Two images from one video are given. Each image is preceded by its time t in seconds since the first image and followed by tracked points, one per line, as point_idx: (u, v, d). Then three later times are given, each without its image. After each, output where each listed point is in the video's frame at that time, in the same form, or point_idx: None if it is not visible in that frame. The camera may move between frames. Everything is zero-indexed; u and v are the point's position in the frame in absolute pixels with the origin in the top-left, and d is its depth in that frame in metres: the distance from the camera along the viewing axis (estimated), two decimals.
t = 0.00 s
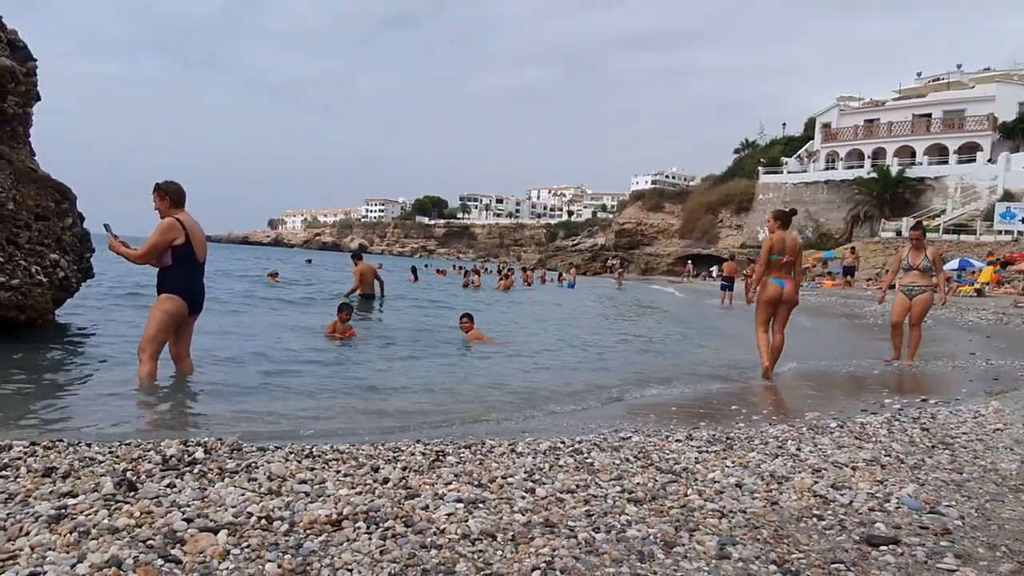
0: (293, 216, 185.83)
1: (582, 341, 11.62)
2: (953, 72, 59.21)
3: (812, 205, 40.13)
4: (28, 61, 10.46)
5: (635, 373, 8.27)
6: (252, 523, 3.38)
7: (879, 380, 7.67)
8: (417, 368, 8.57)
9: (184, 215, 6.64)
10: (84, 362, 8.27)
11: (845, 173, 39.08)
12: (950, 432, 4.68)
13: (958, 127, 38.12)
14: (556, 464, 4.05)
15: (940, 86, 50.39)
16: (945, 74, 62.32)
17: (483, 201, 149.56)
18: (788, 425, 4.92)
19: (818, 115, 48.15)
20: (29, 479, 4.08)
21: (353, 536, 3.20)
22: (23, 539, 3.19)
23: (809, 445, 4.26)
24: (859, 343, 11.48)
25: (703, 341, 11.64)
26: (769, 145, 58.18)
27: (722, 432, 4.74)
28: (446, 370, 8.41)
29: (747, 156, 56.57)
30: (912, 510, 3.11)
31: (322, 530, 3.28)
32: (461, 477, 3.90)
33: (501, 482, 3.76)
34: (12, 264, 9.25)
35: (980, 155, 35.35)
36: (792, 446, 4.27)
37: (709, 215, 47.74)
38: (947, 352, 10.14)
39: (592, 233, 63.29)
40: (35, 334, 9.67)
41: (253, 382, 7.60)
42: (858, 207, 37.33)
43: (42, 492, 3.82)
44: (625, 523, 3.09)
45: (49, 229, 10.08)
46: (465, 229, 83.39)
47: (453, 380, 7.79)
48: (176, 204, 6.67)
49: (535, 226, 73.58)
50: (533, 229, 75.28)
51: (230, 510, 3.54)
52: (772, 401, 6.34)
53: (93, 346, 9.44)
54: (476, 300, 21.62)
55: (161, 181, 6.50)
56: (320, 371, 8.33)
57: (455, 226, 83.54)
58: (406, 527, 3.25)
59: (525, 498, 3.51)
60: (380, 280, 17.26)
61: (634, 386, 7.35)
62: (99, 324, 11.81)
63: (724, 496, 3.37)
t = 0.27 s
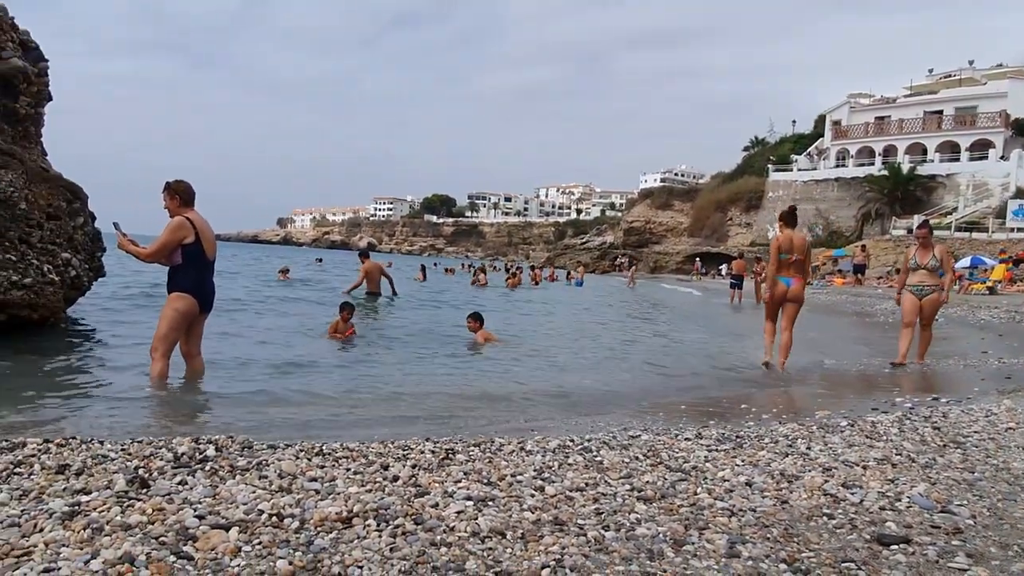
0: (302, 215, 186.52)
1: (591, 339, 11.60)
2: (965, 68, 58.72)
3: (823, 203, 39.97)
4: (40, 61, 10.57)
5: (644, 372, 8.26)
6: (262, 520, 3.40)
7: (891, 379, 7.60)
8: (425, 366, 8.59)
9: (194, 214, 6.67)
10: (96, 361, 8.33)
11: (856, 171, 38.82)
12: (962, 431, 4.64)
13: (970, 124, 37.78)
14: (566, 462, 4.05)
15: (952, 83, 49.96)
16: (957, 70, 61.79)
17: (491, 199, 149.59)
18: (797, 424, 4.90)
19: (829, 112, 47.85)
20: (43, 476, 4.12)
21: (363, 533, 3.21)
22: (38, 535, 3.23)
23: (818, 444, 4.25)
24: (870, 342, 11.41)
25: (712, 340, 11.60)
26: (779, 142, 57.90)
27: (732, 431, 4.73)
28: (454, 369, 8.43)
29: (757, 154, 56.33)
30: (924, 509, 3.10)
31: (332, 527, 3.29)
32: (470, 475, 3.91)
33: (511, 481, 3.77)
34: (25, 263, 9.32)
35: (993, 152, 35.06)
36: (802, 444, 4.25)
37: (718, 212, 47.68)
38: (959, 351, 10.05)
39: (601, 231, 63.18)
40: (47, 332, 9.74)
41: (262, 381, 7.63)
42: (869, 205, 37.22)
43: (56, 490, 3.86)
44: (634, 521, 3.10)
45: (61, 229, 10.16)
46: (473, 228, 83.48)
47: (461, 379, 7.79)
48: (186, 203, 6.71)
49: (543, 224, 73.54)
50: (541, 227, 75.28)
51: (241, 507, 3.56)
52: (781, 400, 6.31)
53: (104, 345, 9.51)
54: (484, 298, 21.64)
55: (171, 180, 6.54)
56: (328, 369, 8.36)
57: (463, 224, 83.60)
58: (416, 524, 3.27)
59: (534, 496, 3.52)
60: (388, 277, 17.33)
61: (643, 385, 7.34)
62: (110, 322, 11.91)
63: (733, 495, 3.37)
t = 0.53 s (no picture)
0: (311, 214, 187.22)
1: (600, 338, 11.60)
2: (978, 65, 58.21)
3: (833, 200, 39.74)
4: (52, 61, 10.66)
5: (653, 371, 8.24)
6: (273, 517, 3.42)
7: (903, 378, 7.55)
8: (434, 365, 8.60)
9: (203, 213, 6.72)
10: (108, 359, 8.40)
11: (867, 169, 38.57)
12: (975, 430, 4.61)
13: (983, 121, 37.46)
14: (576, 461, 4.05)
15: (965, 79, 49.53)
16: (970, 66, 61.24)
17: (500, 198, 149.57)
18: (807, 423, 4.89)
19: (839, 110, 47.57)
20: (57, 473, 4.16)
21: (374, 531, 3.23)
22: (52, 531, 3.26)
23: (829, 443, 4.23)
24: (881, 341, 11.34)
25: (722, 338, 11.57)
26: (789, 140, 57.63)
27: (741, 430, 4.73)
28: (463, 367, 8.45)
29: (767, 152, 56.09)
30: (936, 509, 3.08)
31: (342, 525, 3.31)
32: (480, 473, 3.92)
33: (521, 479, 3.77)
34: (37, 262, 9.38)
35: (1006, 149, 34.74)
36: (813, 443, 4.23)
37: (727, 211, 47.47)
38: (971, 350, 9.98)
39: (609, 230, 63.04)
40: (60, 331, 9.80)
41: (272, 379, 7.67)
42: (880, 203, 37.03)
43: (70, 486, 3.89)
44: (644, 520, 3.09)
45: (73, 228, 10.23)
46: (482, 227, 83.54)
47: (470, 377, 7.80)
48: (196, 202, 6.75)
49: (552, 223, 73.50)
50: (550, 226, 75.25)
51: (253, 504, 3.58)
52: (791, 399, 6.29)
53: (116, 343, 9.59)
54: (493, 296, 21.64)
55: (181, 179, 6.58)
56: (337, 368, 8.39)
57: (472, 223, 83.61)
58: (426, 522, 3.28)
59: (544, 495, 3.52)
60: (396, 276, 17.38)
61: (652, 383, 7.33)
62: (122, 321, 12.00)
63: (744, 494, 3.36)
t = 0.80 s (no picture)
0: (320, 212, 187.92)
1: (611, 336, 11.57)
2: (992, 60, 57.60)
3: (845, 197, 39.56)
4: (64, 61, 10.75)
5: (664, 369, 8.22)
6: (286, 515, 3.44)
7: (916, 377, 7.49)
8: (444, 363, 8.61)
9: (214, 212, 6.75)
10: (122, 357, 8.47)
11: (879, 166, 38.31)
12: (989, 429, 4.58)
13: (997, 117, 37.09)
14: (587, 459, 4.05)
15: (979, 75, 49.02)
16: (984, 62, 60.58)
17: (509, 196, 149.58)
18: (820, 421, 4.87)
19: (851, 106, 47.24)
20: (72, 469, 4.19)
21: (385, 528, 3.24)
22: (67, 528, 3.29)
23: (842, 442, 4.21)
24: (894, 339, 11.27)
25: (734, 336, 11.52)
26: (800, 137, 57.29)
27: (753, 428, 4.72)
28: (473, 366, 8.45)
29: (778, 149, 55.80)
30: (951, 508, 3.06)
31: (354, 522, 3.33)
32: (491, 471, 3.93)
33: (532, 477, 3.78)
34: (50, 260, 9.45)
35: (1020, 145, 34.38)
36: (826, 442, 4.21)
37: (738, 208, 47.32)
38: (985, 348, 9.89)
39: (619, 228, 62.91)
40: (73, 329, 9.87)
41: (283, 377, 7.72)
42: (892, 200, 36.77)
43: (84, 483, 3.93)
44: (656, 518, 3.09)
45: (85, 227, 10.31)
46: (491, 225, 83.57)
47: (481, 375, 7.81)
48: (207, 201, 6.79)
49: (562, 221, 73.53)
50: (559, 224, 75.23)
51: (265, 501, 3.61)
52: (802, 398, 6.26)
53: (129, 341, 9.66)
54: (503, 295, 21.65)
55: (192, 178, 6.61)
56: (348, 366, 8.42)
57: (482, 221, 83.68)
58: (437, 520, 3.29)
59: (555, 492, 3.53)
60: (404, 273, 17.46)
61: (664, 381, 7.32)
62: (134, 318, 12.09)
63: (756, 492, 3.35)
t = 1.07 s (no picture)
0: (330, 211, 188.63)
1: (621, 335, 11.56)
2: (1007, 57, 57.03)
3: (856, 195, 39.34)
4: (77, 61, 10.85)
5: (673, 367, 8.22)
6: (298, 511, 3.47)
7: (928, 376, 7.44)
8: (454, 361, 8.62)
9: (225, 210, 6.79)
10: (134, 355, 8.54)
11: (891, 164, 38.06)
12: (1004, 429, 4.54)
13: (1011, 114, 36.73)
14: (597, 457, 4.06)
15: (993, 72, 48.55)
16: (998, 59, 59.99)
17: (518, 195, 149.57)
18: (833, 420, 4.85)
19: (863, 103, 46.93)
20: (86, 466, 4.24)
21: (397, 526, 3.26)
22: (83, 523, 3.33)
23: (854, 441, 4.19)
24: (906, 338, 11.19)
25: (745, 335, 11.48)
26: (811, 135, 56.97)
27: (765, 426, 4.70)
28: (483, 364, 8.46)
29: (789, 147, 55.52)
30: (964, 507, 3.05)
31: (366, 520, 3.34)
32: (502, 469, 3.94)
33: (543, 475, 3.78)
34: (63, 259, 9.53)
35: None
36: (838, 441, 4.20)
37: (749, 206, 47.19)
38: (999, 347, 9.79)
39: (629, 227, 62.78)
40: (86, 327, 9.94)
41: (293, 375, 7.75)
42: (904, 198, 36.51)
43: (99, 479, 3.97)
44: (668, 516, 3.09)
45: (98, 226, 10.39)
46: (500, 223, 83.62)
47: (491, 374, 7.82)
48: (218, 199, 6.83)
49: (571, 219, 73.50)
50: (569, 223, 75.20)
51: (278, 498, 3.63)
52: (814, 397, 6.22)
53: (141, 339, 9.74)
54: (513, 293, 21.66)
55: (203, 177, 6.65)
56: (358, 365, 8.45)
57: (491, 219, 83.75)
58: (449, 517, 3.30)
59: (566, 490, 3.53)
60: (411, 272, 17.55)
61: (674, 380, 7.32)
62: (146, 317, 12.18)
63: (768, 491, 3.34)
